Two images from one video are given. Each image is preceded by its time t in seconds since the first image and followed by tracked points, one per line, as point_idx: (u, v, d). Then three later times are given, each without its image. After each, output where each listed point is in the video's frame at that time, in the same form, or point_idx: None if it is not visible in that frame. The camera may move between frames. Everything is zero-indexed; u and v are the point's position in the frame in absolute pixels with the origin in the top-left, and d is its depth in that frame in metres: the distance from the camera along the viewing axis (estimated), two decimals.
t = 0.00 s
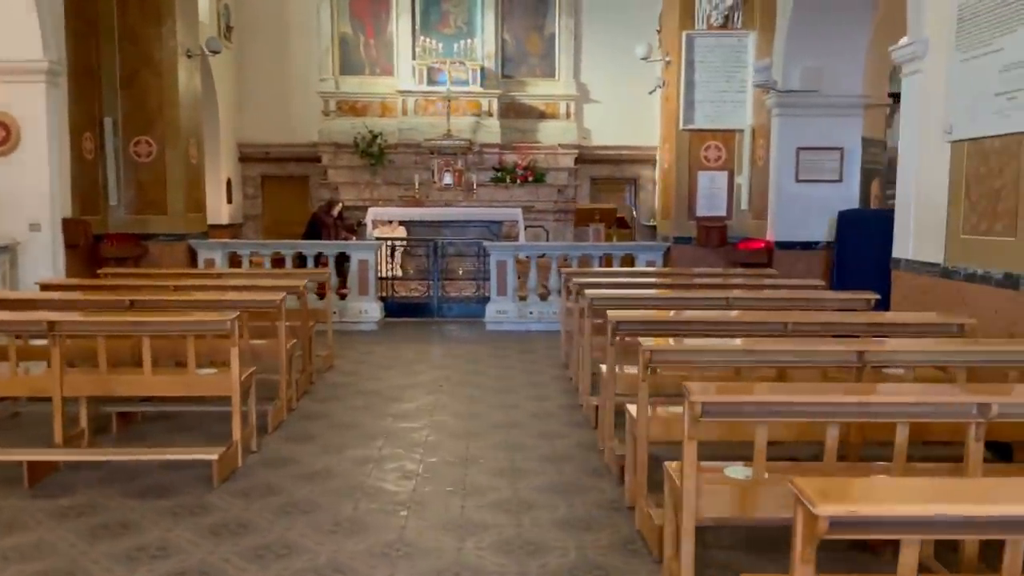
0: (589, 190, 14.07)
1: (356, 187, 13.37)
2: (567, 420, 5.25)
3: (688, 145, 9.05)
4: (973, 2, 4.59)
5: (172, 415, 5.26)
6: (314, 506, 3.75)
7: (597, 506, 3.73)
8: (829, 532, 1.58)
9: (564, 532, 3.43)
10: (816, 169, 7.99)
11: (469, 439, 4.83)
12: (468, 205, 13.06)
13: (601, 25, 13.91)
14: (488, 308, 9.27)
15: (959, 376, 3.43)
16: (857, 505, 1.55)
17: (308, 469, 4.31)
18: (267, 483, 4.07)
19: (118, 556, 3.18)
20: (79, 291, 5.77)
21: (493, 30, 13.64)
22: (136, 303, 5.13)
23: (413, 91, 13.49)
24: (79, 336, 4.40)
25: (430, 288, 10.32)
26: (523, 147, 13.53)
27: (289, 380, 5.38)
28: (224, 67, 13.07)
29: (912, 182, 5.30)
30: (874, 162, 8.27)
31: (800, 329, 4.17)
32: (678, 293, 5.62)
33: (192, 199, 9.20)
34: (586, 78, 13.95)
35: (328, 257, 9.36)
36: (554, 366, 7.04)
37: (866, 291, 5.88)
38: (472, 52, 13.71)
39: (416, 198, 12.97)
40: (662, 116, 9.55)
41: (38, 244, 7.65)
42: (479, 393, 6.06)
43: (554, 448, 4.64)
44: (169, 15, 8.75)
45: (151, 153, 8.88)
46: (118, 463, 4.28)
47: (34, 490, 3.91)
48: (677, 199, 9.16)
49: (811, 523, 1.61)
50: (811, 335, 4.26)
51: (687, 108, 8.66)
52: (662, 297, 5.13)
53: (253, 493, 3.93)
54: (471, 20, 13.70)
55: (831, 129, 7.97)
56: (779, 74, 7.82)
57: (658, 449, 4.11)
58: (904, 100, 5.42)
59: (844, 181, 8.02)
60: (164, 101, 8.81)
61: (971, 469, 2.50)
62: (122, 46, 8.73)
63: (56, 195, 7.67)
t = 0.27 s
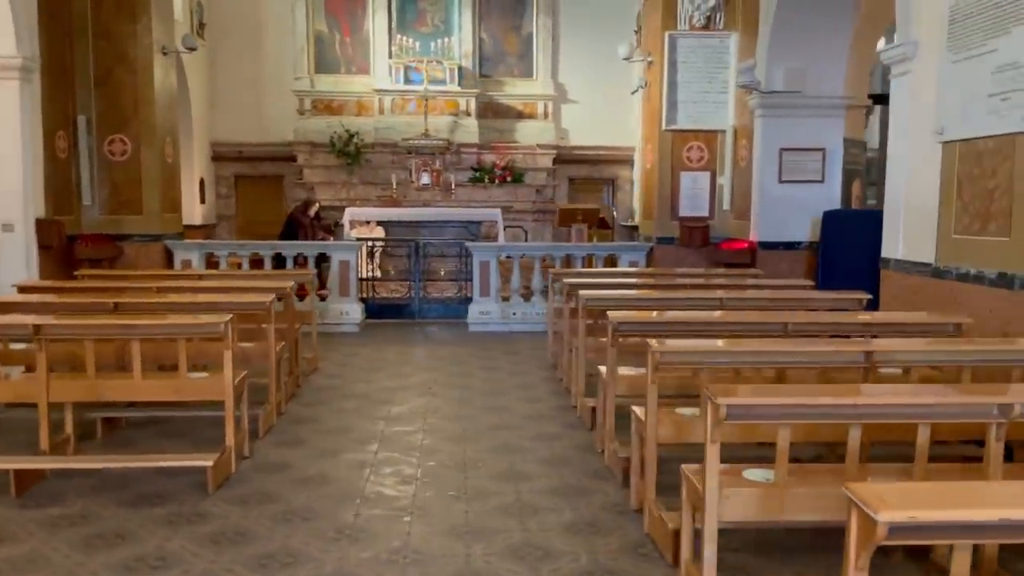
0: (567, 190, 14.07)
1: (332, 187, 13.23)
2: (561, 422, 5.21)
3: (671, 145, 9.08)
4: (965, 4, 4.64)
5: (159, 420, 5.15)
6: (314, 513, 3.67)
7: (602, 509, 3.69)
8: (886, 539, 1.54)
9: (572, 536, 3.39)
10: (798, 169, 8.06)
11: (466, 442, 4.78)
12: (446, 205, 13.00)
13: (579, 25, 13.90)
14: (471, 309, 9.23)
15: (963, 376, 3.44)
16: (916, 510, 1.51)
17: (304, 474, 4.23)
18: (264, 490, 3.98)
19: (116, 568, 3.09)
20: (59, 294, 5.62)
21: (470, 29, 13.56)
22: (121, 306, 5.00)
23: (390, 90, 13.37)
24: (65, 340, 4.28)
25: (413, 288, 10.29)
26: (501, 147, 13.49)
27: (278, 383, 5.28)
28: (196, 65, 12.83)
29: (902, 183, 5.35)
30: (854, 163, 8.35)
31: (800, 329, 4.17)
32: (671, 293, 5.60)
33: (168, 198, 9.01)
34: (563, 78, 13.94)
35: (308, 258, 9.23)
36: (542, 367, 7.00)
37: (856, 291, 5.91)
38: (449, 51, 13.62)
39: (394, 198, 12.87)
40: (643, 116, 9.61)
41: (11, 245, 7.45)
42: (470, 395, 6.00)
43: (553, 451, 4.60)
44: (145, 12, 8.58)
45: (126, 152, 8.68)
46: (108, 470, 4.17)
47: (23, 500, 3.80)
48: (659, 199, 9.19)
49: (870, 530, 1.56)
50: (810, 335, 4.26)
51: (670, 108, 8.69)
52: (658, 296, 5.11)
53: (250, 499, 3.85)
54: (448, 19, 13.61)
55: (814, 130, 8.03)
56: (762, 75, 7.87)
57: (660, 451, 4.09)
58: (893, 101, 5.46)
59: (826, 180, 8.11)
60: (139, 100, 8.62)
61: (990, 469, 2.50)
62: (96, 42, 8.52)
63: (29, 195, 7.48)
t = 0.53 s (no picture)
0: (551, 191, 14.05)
1: (314, 187, 13.08)
2: (561, 424, 5.18)
3: (659, 146, 9.11)
4: (963, 7, 4.68)
5: (151, 425, 5.05)
6: (321, 519, 3.61)
7: (613, 512, 3.66)
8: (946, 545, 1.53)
9: (586, 540, 3.35)
10: (787, 170, 8.08)
11: (467, 445, 4.73)
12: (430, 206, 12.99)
13: (562, 26, 13.88)
14: (459, 310, 9.18)
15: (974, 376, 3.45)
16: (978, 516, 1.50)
17: (306, 479, 4.15)
18: (266, 495, 3.90)
19: None
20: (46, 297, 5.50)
21: (453, 29, 13.48)
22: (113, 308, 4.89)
23: (373, 90, 13.25)
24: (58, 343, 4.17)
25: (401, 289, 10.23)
26: (485, 147, 13.41)
27: (274, 386, 5.19)
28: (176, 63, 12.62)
29: (897, 184, 5.38)
30: (842, 164, 8.41)
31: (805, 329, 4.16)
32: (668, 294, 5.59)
33: (150, 199, 8.86)
34: (547, 79, 13.92)
35: (294, 259, 9.13)
36: (536, 368, 6.96)
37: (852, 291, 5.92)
38: (433, 51, 13.53)
39: (378, 198, 12.76)
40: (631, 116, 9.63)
41: None
42: (466, 397, 5.95)
43: (556, 453, 4.56)
44: (127, 9, 8.44)
45: (108, 151, 8.52)
46: (104, 477, 4.07)
47: (18, 508, 3.69)
48: (648, 200, 9.23)
49: (932, 533, 1.54)
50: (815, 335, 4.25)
51: (658, 109, 8.68)
52: (658, 297, 5.09)
53: (253, 505, 3.77)
54: (432, 19, 13.51)
55: (803, 131, 8.07)
56: (752, 77, 7.90)
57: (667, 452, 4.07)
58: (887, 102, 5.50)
59: (815, 181, 8.15)
60: (122, 98, 8.47)
61: (1015, 470, 2.49)
62: (77, 40, 8.37)
63: (10, 195, 7.32)
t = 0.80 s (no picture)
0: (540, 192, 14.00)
1: (302, 189, 12.97)
2: (564, 427, 5.13)
3: (653, 149, 9.20)
4: (966, 8, 4.68)
5: (146, 430, 4.95)
6: (328, 526, 3.53)
7: (626, 517, 3.61)
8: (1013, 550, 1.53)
9: (600, 546, 3.30)
10: (781, 172, 8.09)
11: (471, 449, 4.66)
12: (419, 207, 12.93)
13: (551, 27, 13.84)
14: (452, 312, 9.11)
15: (989, 379, 3.43)
16: None
17: (309, 485, 4.07)
18: (270, 502, 3.82)
19: None
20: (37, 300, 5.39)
21: (442, 30, 13.40)
22: (108, 311, 4.78)
23: (361, 90, 13.14)
24: (55, 347, 4.06)
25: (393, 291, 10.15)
26: (474, 150, 13.27)
27: (271, 391, 5.09)
28: (160, 63, 12.44)
29: (898, 186, 5.38)
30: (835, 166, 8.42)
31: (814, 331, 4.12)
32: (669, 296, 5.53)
33: (138, 200, 8.72)
34: (536, 81, 13.89)
35: (284, 261, 9.03)
36: (533, 371, 6.91)
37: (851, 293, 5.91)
38: (421, 52, 13.42)
39: (366, 201, 12.64)
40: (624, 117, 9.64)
41: None
42: (465, 400, 5.89)
43: (562, 456, 4.51)
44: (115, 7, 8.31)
45: (94, 152, 8.38)
46: (102, 484, 3.97)
47: (15, 517, 3.59)
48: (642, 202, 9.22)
49: (997, 540, 1.55)
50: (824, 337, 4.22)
51: (652, 110, 8.64)
52: (662, 299, 5.05)
53: (258, 512, 3.69)
54: (420, 19, 13.42)
55: (797, 133, 8.07)
56: (745, 78, 7.94)
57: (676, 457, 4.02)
58: (887, 104, 5.50)
59: (809, 184, 8.14)
60: (109, 98, 8.34)
61: None
62: (64, 38, 8.24)
63: None
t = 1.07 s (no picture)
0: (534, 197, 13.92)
1: (295, 193, 12.84)
2: (573, 435, 5.06)
3: (652, 152, 8.96)
4: (979, 10, 4.65)
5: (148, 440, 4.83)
6: (341, 538, 3.44)
7: (646, 528, 3.54)
8: None
9: (624, 558, 3.23)
10: (783, 176, 8.05)
11: (481, 458, 4.58)
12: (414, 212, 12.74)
13: (545, 31, 13.78)
14: (450, 318, 9.02)
15: (1016, 388, 3.38)
16: None
17: (319, 495, 3.98)
18: (280, 514, 3.73)
19: None
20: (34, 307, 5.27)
21: (435, 34, 13.33)
22: (109, 318, 4.67)
23: (355, 94, 13.03)
24: (57, 355, 3.95)
25: (390, 296, 10.06)
26: (468, 154, 13.31)
27: (275, 399, 4.99)
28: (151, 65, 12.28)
29: (908, 190, 5.34)
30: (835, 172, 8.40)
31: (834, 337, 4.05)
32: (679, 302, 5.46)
33: (132, 205, 8.59)
34: (530, 85, 13.83)
35: (280, 266, 8.92)
36: (536, 377, 6.84)
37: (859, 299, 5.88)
38: (414, 55, 13.33)
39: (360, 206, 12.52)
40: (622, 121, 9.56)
41: None
42: (470, 408, 5.80)
43: (574, 465, 4.43)
44: (108, 8, 8.18)
45: (87, 155, 8.25)
46: (106, 497, 3.86)
47: (17, 532, 3.47)
48: (642, 204, 9.04)
49: None
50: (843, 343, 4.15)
51: (651, 114, 8.70)
52: (673, 305, 4.99)
53: (268, 525, 3.59)
54: (413, 23, 13.33)
55: (798, 137, 8.04)
56: (746, 81, 7.91)
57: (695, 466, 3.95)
58: (896, 107, 5.46)
59: (810, 188, 8.10)
60: (102, 100, 8.21)
61: None
62: (56, 39, 8.12)
63: None
